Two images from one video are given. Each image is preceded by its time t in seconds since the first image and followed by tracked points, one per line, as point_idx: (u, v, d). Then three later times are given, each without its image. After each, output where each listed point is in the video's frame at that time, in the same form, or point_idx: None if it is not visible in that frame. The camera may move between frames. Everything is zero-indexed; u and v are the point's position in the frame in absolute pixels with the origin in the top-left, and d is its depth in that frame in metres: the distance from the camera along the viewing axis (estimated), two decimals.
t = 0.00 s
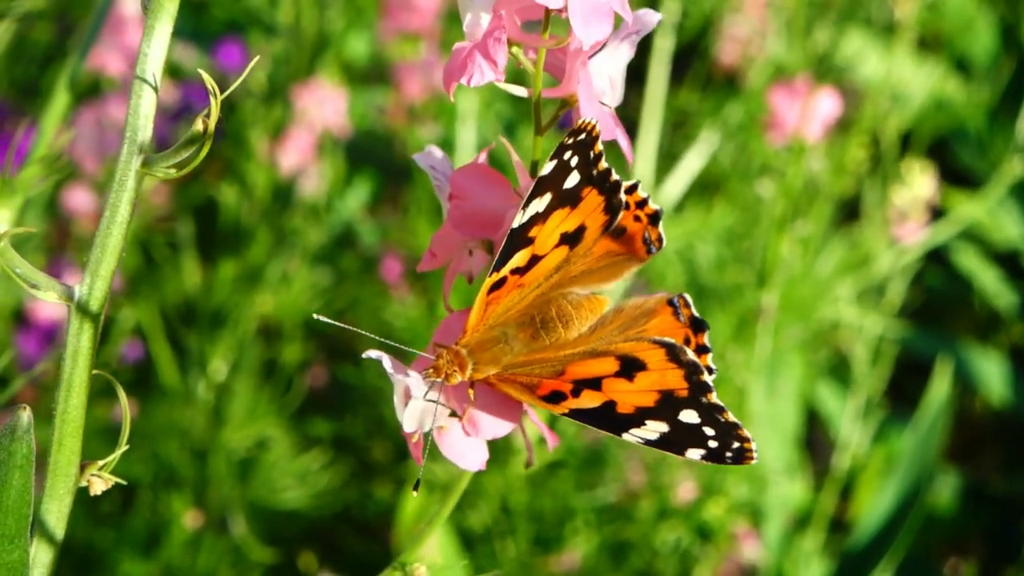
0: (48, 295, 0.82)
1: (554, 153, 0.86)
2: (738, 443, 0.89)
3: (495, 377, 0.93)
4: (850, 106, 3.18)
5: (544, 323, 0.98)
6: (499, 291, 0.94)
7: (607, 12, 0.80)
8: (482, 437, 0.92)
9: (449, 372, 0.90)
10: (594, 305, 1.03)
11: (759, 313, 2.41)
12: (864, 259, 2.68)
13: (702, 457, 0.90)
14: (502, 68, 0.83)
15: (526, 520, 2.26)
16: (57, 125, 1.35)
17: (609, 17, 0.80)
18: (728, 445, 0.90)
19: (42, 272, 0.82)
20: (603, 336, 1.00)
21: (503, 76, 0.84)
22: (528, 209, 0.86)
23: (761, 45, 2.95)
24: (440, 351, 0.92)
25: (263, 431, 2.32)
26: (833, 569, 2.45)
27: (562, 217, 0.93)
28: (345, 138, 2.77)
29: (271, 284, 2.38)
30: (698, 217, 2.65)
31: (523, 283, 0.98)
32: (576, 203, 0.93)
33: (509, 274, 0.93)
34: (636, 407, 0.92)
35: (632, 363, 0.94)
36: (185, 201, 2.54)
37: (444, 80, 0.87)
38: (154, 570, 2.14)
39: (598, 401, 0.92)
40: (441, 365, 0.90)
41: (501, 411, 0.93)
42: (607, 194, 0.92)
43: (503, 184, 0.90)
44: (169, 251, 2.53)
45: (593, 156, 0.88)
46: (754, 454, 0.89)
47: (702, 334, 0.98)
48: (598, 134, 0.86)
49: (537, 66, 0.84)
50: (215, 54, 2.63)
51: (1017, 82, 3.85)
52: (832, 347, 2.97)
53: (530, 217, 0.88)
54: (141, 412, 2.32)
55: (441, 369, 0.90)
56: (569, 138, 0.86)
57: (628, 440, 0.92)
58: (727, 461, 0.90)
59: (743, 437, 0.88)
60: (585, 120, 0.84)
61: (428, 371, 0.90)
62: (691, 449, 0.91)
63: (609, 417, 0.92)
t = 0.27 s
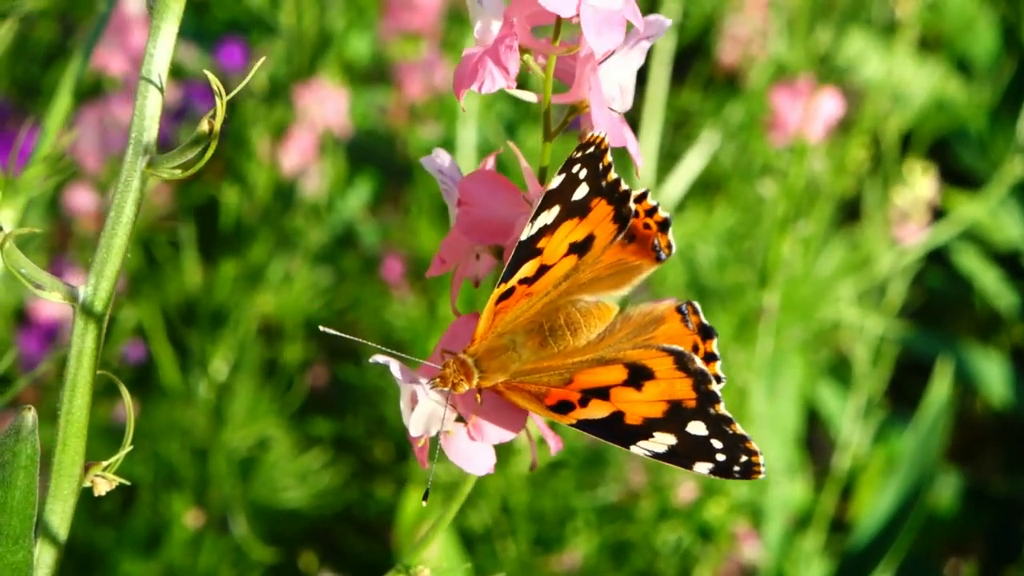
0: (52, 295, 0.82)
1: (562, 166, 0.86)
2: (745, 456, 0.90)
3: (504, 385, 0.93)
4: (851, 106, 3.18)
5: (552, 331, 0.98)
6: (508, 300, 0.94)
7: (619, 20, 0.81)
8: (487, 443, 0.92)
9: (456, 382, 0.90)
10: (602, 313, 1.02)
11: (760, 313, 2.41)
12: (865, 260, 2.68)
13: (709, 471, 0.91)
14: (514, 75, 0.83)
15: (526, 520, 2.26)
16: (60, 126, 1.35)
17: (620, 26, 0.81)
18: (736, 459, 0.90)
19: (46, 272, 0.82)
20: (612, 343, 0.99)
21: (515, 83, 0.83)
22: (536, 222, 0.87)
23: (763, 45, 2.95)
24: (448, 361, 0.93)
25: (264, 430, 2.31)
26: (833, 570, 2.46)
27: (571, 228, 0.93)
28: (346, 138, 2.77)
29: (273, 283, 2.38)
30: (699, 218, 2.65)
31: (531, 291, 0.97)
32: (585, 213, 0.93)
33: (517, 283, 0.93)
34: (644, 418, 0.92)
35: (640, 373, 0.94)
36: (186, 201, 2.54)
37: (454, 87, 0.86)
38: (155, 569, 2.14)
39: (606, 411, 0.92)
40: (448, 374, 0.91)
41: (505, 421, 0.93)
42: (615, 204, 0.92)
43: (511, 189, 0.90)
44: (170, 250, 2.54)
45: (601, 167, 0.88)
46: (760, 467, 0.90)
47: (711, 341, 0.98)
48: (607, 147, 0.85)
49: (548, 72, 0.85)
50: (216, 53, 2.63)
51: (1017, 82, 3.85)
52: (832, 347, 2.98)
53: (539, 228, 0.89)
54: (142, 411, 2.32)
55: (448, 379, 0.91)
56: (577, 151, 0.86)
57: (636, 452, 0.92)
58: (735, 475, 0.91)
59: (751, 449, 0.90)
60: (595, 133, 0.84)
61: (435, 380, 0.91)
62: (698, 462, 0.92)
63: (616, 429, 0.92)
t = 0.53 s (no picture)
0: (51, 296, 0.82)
1: (561, 166, 0.86)
2: (747, 448, 0.90)
3: (505, 384, 0.93)
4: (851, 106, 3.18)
5: (553, 328, 0.98)
6: (507, 300, 0.94)
7: (620, 16, 0.81)
8: (486, 440, 0.92)
9: (458, 383, 0.91)
10: (601, 309, 1.02)
11: (760, 314, 2.41)
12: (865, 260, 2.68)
13: (713, 465, 0.91)
14: (515, 71, 0.83)
15: (526, 521, 2.26)
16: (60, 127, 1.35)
17: (622, 21, 0.81)
18: (739, 452, 0.90)
19: (47, 274, 0.82)
20: (612, 339, 0.99)
21: (517, 80, 0.83)
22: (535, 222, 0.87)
23: (763, 46, 2.95)
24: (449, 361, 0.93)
25: (264, 430, 2.31)
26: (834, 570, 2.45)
27: (570, 226, 0.93)
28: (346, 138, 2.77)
29: (273, 283, 2.38)
30: (699, 218, 2.65)
31: (531, 289, 0.98)
32: (582, 212, 0.93)
33: (516, 283, 0.93)
34: (646, 414, 0.92)
35: (641, 368, 0.94)
36: (186, 201, 2.54)
37: (455, 83, 0.86)
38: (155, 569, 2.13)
39: (607, 407, 0.92)
40: (451, 376, 0.91)
41: (505, 415, 0.94)
42: (613, 201, 0.91)
43: (513, 187, 0.90)
44: (171, 250, 2.54)
45: (599, 167, 0.88)
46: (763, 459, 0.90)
47: (711, 336, 0.98)
48: (605, 146, 0.86)
49: (549, 69, 0.85)
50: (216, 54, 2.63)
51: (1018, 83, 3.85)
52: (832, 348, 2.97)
53: (538, 229, 0.89)
54: (142, 411, 2.32)
55: (451, 380, 0.91)
56: (575, 151, 0.86)
57: (639, 448, 0.92)
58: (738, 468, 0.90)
59: (753, 442, 0.90)
60: (592, 134, 0.85)
61: (438, 382, 0.91)
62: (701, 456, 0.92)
63: (617, 424, 0.93)
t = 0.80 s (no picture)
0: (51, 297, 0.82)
1: (547, 166, 0.86)
2: (745, 438, 0.90)
3: (500, 383, 0.94)
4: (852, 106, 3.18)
5: (546, 325, 0.99)
6: (500, 299, 0.95)
7: (613, 10, 0.81)
8: (483, 438, 0.92)
9: (455, 384, 0.91)
10: (595, 304, 1.03)
11: (761, 314, 2.40)
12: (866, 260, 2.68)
13: (710, 455, 0.91)
14: (509, 67, 0.83)
15: (527, 521, 2.26)
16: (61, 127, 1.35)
17: (614, 15, 0.81)
18: (737, 440, 0.90)
19: (46, 275, 0.82)
20: (606, 334, 1.00)
21: (510, 75, 0.84)
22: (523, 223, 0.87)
23: (765, 46, 2.95)
24: (444, 362, 0.93)
25: (264, 430, 2.32)
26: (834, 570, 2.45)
27: (559, 223, 0.93)
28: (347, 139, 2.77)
29: (273, 284, 2.38)
30: (699, 218, 2.65)
31: (523, 288, 0.99)
32: (570, 209, 0.93)
33: (508, 283, 0.93)
34: (642, 407, 0.92)
35: (635, 361, 0.93)
36: (187, 201, 2.54)
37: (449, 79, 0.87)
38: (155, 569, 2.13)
39: (603, 402, 0.92)
40: (446, 377, 0.91)
41: (503, 410, 0.94)
42: (601, 195, 0.91)
43: (508, 184, 0.90)
44: (172, 251, 2.54)
45: (586, 163, 0.88)
46: (761, 447, 0.90)
47: (704, 325, 0.98)
48: (591, 143, 0.86)
49: (543, 64, 0.86)
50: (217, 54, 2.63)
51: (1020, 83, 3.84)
52: (833, 348, 2.97)
53: (527, 229, 0.89)
54: (143, 412, 2.32)
55: (447, 382, 0.91)
56: (561, 150, 0.86)
57: (636, 441, 0.92)
58: (736, 457, 0.90)
59: (750, 431, 0.90)
60: (577, 132, 0.85)
61: (433, 383, 0.90)
62: (698, 447, 0.92)
63: (614, 418, 0.92)
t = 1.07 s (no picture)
0: (49, 298, 0.82)
1: (545, 173, 0.87)
2: (746, 441, 0.90)
3: (500, 388, 0.94)
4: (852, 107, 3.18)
5: (545, 329, 0.98)
6: (498, 304, 0.95)
7: (612, 15, 0.81)
8: (483, 441, 0.94)
9: (453, 390, 0.90)
10: (592, 307, 1.02)
11: (761, 314, 2.40)
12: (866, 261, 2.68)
13: (711, 460, 0.91)
14: (507, 72, 0.83)
15: (527, 521, 2.26)
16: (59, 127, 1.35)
17: (613, 21, 0.81)
18: (737, 445, 0.91)
19: (44, 276, 0.82)
20: (604, 337, 0.99)
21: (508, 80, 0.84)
22: (521, 230, 0.87)
23: (765, 46, 2.95)
24: (442, 367, 0.92)
25: (264, 430, 2.33)
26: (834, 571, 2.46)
27: (557, 229, 0.93)
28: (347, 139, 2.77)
29: (273, 284, 2.38)
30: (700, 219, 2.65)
31: (521, 292, 0.98)
32: (569, 213, 0.93)
33: (506, 288, 0.94)
34: (642, 411, 0.92)
35: (635, 364, 0.93)
36: (187, 202, 2.54)
37: (447, 84, 0.87)
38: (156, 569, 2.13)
39: (604, 406, 0.92)
40: (445, 382, 0.90)
41: (501, 414, 0.95)
42: (599, 200, 0.92)
43: (507, 189, 0.90)
44: (172, 251, 2.54)
45: (583, 169, 0.89)
46: (761, 451, 0.90)
47: (702, 327, 0.98)
48: (588, 150, 0.88)
49: (541, 69, 0.86)
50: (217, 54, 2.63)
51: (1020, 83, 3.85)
52: (833, 348, 2.97)
53: (524, 236, 0.89)
54: (143, 412, 2.32)
55: (445, 387, 0.90)
56: (559, 157, 0.87)
57: (637, 447, 0.92)
58: (736, 462, 0.91)
59: (751, 434, 0.90)
60: (576, 139, 0.86)
61: (432, 388, 0.90)
62: (699, 452, 0.91)
63: (615, 423, 0.92)
